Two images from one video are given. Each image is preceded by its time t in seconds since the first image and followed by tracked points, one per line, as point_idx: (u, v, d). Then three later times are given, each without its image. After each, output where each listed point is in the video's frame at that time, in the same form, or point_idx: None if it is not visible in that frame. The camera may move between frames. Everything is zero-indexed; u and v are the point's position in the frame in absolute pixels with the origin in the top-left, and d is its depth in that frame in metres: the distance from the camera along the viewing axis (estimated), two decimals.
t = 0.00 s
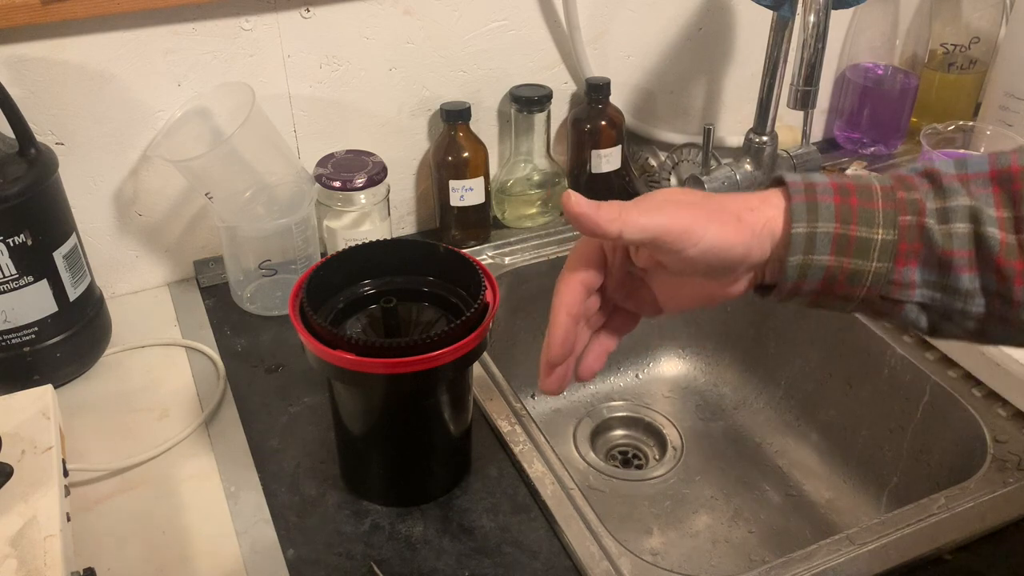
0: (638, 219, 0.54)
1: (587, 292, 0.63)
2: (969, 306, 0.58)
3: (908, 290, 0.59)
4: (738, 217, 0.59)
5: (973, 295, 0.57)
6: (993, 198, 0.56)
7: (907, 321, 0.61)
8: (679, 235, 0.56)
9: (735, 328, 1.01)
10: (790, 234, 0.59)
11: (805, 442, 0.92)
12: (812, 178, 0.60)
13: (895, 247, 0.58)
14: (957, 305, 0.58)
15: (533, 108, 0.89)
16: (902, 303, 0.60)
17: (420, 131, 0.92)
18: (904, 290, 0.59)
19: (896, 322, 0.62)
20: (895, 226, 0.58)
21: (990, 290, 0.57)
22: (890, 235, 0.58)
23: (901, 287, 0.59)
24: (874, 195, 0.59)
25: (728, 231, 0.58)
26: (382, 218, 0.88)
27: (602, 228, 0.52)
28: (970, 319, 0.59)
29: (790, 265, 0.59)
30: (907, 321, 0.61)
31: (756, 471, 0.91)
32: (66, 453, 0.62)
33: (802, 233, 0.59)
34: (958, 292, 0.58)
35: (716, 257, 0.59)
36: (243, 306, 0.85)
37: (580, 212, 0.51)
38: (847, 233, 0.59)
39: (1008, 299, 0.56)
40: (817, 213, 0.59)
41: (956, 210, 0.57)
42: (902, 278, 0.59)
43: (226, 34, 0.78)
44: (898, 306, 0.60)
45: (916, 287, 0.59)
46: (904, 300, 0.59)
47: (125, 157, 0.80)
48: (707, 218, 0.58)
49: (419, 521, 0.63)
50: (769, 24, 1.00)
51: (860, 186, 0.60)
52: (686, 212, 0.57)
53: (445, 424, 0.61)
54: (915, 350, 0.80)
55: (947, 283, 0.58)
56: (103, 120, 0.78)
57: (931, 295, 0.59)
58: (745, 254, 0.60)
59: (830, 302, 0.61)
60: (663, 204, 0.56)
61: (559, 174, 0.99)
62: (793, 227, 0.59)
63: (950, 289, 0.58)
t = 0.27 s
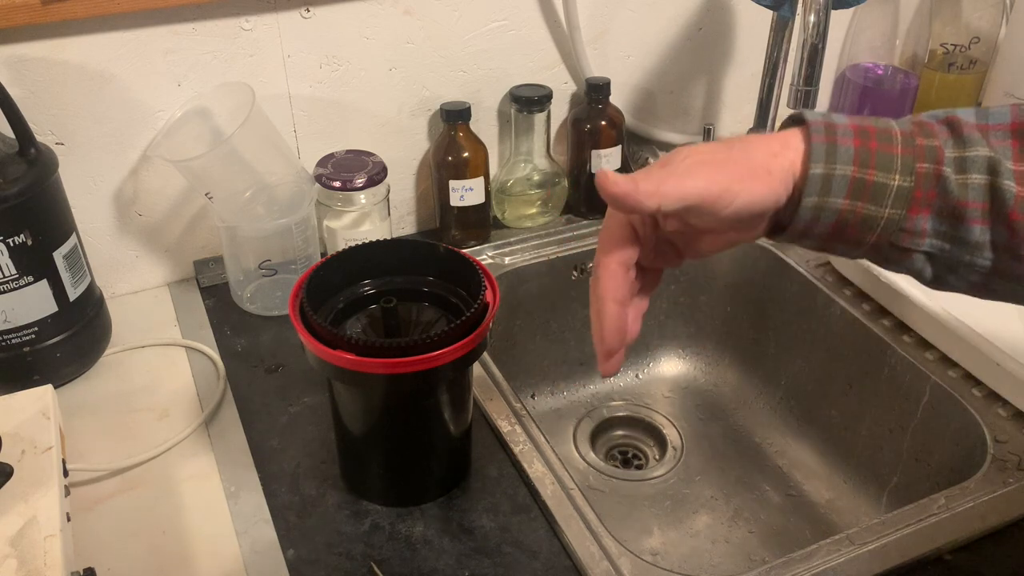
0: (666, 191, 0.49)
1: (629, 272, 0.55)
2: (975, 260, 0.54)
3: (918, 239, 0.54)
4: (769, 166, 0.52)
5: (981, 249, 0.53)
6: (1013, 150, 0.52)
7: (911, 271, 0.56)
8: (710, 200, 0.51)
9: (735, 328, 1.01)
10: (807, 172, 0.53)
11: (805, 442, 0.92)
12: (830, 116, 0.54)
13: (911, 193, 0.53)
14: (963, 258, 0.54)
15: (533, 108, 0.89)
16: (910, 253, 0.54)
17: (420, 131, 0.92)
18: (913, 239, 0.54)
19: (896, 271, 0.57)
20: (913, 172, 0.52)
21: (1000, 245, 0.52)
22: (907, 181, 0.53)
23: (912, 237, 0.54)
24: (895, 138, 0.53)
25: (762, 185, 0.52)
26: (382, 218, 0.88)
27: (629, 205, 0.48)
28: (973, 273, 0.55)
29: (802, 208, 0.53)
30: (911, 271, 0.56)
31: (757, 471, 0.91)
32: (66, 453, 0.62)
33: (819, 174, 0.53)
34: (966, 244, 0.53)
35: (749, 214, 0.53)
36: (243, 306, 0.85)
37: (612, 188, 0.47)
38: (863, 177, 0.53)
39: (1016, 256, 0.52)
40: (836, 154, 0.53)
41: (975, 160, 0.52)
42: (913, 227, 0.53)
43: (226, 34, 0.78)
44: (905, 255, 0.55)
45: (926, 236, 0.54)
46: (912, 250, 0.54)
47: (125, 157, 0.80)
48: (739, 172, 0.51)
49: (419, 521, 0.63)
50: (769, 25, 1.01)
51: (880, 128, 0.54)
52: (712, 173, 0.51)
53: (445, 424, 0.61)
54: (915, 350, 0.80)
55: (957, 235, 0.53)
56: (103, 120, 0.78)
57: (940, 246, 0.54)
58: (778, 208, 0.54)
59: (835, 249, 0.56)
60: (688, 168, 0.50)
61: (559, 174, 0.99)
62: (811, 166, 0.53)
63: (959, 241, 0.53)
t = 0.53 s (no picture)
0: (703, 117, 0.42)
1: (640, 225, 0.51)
2: (971, 244, 0.50)
3: (919, 212, 0.50)
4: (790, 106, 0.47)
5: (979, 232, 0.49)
6: None
7: (907, 249, 0.52)
8: (740, 133, 0.44)
9: (735, 328, 1.01)
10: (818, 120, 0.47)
11: (806, 442, 0.92)
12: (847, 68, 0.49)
13: (919, 160, 0.48)
14: (959, 240, 0.50)
15: (533, 108, 0.89)
16: (907, 226, 0.50)
17: (420, 131, 0.92)
18: (915, 211, 0.50)
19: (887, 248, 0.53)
20: (924, 138, 0.48)
21: (999, 231, 0.49)
22: (917, 147, 0.48)
23: (914, 208, 0.50)
24: (909, 102, 0.49)
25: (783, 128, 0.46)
26: (382, 218, 0.88)
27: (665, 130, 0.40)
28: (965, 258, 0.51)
29: (811, 157, 0.48)
30: (906, 249, 0.52)
31: (756, 471, 0.91)
32: (65, 454, 0.62)
33: (832, 123, 0.47)
34: (963, 226, 0.49)
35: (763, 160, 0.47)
36: (243, 306, 0.85)
37: (653, 111, 0.39)
38: (875, 135, 0.48)
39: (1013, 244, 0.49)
40: (850, 106, 0.48)
41: (986, 137, 0.48)
42: (917, 196, 0.49)
43: (226, 34, 0.78)
44: (903, 228, 0.51)
45: (927, 211, 0.50)
46: (910, 224, 0.50)
47: (125, 157, 0.80)
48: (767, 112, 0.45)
49: (419, 521, 0.63)
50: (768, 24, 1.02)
51: (895, 89, 0.49)
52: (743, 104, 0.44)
53: (445, 423, 0.61)
54: (915, 350, 0.80)
55: (957, 213, 0.49)
56: (103, 120, 0.78)
57: (938, 223, 0.50)
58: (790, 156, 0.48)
59: (833, 212, 0.51)
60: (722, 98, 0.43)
61: (559, 174, 0.99)
62: (823, 114, 0.47)
63: (959, 221, 0.49)
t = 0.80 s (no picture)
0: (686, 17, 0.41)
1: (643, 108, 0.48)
2: (961, 225, 0.53)
3: (913, 183, 0.52)
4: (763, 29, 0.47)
5: (970, 210, 0.52)
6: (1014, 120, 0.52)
7: (896, 222, 0.54)
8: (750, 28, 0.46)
9: (735, 328, 1.01)
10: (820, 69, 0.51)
11: (806, 442, 0.92)
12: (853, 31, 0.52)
13: (918, 126, 0.51)
14: (950, 220, 0.53)
15: (533, 108, 0.89)
16: (901, 197, 0.53)
17: (420, 130, 0.92)
18: (909, 181, 0.52)
19: (877, 223, 0.56)
20: (922, 104, 0.51)
21: (989, 214, 0.52)
22: (916, 111, 0.51)
23: (908, 178, 0.52)
24: (909, 69, 0.53)
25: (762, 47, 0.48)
26: (382, 218, 0.88)
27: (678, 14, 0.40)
28: (953, 240, 0.54)
29: (811, 104, 0.51)
30: (895, 223, 0.55)
31: (756, 470, 0.91)
32: (65, 453, 0.62)
33: (835, 74, 0.51)
34: (956, 205, 0.52)
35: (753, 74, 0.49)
36: (243, 306, 0.85)
37: None
38: (874, 93, 0.51)
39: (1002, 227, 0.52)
40: (853, 60, 0.51)
41: (978, 114, 0.51)
42: (912, 164, 0.52)
43: (226, 34, 0.78)
44: (895, 200, 0.53)
45: (921, 183, 0.52)
46: (904, 196, 0.53)
47: (125, 157, 0.80)
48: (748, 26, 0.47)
49: (419, 521, 0.63)
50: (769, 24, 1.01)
51: (896, 58, 0.53)
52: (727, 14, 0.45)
53: (445, 423, 0.61)
54: (915, 349, 0.80)
55: (949, 188, 0.52)
56: (103, 120, 0.78)
57: (930, 198, 0.52)
58: (787, 64, 0.49)
59: (829, 172, 0.53)
60: (728, 0, 0.44)
61: (559, 174, 0.99)
62: (827, 64, 0.51)
63: (952, 198, 0.52)
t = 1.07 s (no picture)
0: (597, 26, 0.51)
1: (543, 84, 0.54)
2: (902, 256, 0.48)
3: (843, 222, 0.48)
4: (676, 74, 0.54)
5: (906, 244, 0.47)
6: (942, 152, 0.48)
7: (835, 265, 0.50)
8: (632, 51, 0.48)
9: (735, 328, 1.01)
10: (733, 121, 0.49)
11: (805, 442, 0.92)
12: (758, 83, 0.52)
13: (838, 165, 0.48)
14: (888, 253, 0.48)
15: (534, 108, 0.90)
16: (830, 237, 0.49)
17: (421, 130, 0.92)
18: (839, 219, 0.48)
19: (822, 265, 0.51)
20: (840, 145, 0.48)
21: (928, 245, 0.47)
22: (834, 152, 0.48)
23: (837, 215, 0.48)
24: (826, 112, 0.50)
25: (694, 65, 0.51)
26: (382, 218, 0.88)
27: (589, 33, 0.50)
28: (898, 275, 0.48)
29: (727, 155, 0.49)
30: (835, 266, 0.50)
31: (756, 470, 0.91)
32: (65, 454, 0.62)
33: (748, 125, 0.49)
34: (887, 237, 0.47)
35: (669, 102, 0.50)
36: (243, 306, 0.85)
37: None
38: (790, 139, 0.49)
39: (938, 258, 0.47)
40: (768, 112, 0.49)
41: (903, 150, 0.48)
42: (839, 204, 0.48)
43: (226, 34, 0.78)
44: (830, 240, 0.49)
45: (851, 223, 0.48)
46: (837, 234, 0.48)
47: (125, 157, 0.80)
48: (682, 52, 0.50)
49: (419, 521, 0.63)
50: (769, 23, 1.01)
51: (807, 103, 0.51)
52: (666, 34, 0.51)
53: (445, 424, 0.61)
54: (915, 349, 0.80)
55: (881, 222, 0.47)
56: (103, 120, 0.78)
57: (866, 236, 0.48)
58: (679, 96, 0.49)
59: (761, 216, 0.50)
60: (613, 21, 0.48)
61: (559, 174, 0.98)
62: (738, 115, 0.49)
63: (885, 232, 0.47)
